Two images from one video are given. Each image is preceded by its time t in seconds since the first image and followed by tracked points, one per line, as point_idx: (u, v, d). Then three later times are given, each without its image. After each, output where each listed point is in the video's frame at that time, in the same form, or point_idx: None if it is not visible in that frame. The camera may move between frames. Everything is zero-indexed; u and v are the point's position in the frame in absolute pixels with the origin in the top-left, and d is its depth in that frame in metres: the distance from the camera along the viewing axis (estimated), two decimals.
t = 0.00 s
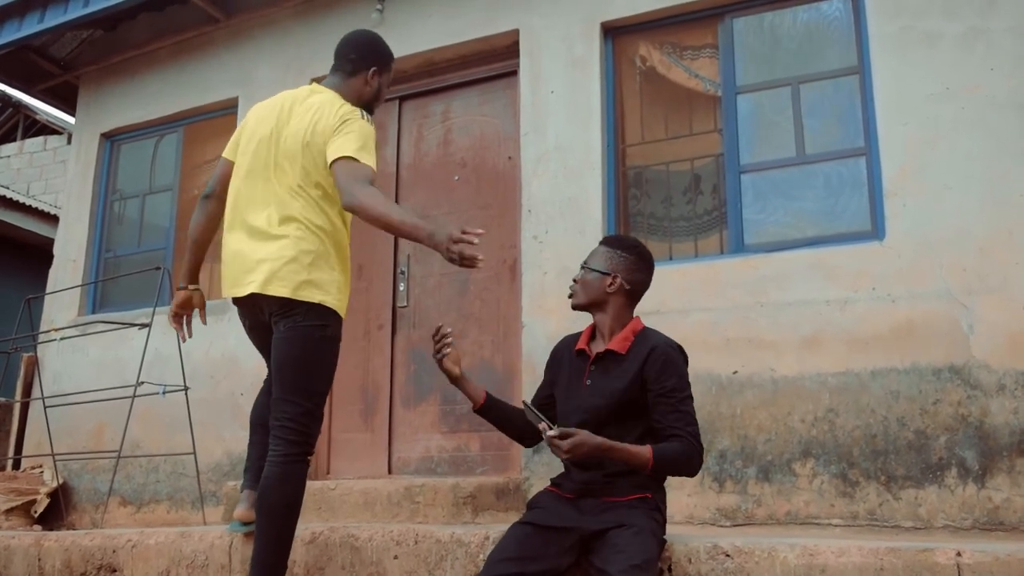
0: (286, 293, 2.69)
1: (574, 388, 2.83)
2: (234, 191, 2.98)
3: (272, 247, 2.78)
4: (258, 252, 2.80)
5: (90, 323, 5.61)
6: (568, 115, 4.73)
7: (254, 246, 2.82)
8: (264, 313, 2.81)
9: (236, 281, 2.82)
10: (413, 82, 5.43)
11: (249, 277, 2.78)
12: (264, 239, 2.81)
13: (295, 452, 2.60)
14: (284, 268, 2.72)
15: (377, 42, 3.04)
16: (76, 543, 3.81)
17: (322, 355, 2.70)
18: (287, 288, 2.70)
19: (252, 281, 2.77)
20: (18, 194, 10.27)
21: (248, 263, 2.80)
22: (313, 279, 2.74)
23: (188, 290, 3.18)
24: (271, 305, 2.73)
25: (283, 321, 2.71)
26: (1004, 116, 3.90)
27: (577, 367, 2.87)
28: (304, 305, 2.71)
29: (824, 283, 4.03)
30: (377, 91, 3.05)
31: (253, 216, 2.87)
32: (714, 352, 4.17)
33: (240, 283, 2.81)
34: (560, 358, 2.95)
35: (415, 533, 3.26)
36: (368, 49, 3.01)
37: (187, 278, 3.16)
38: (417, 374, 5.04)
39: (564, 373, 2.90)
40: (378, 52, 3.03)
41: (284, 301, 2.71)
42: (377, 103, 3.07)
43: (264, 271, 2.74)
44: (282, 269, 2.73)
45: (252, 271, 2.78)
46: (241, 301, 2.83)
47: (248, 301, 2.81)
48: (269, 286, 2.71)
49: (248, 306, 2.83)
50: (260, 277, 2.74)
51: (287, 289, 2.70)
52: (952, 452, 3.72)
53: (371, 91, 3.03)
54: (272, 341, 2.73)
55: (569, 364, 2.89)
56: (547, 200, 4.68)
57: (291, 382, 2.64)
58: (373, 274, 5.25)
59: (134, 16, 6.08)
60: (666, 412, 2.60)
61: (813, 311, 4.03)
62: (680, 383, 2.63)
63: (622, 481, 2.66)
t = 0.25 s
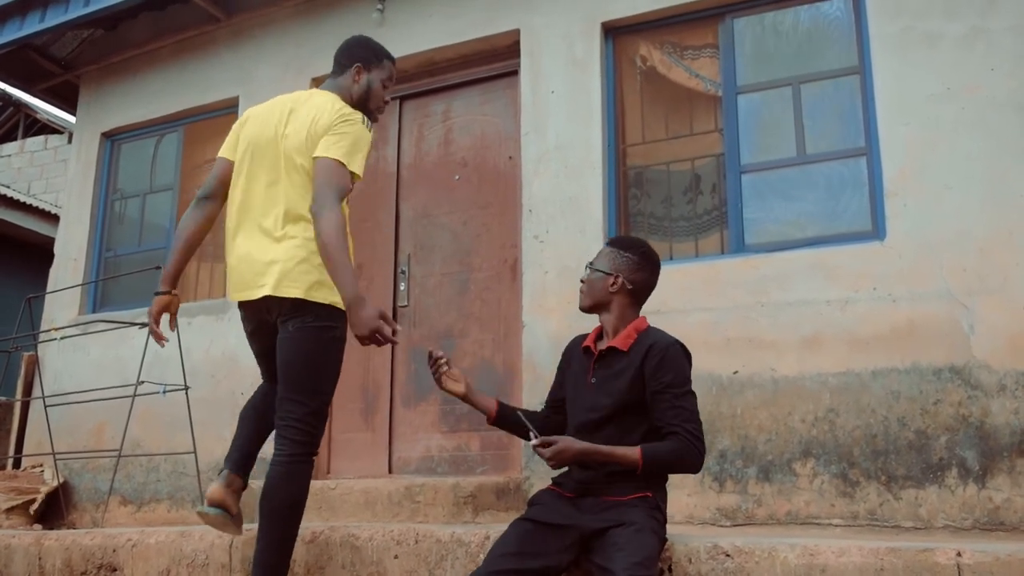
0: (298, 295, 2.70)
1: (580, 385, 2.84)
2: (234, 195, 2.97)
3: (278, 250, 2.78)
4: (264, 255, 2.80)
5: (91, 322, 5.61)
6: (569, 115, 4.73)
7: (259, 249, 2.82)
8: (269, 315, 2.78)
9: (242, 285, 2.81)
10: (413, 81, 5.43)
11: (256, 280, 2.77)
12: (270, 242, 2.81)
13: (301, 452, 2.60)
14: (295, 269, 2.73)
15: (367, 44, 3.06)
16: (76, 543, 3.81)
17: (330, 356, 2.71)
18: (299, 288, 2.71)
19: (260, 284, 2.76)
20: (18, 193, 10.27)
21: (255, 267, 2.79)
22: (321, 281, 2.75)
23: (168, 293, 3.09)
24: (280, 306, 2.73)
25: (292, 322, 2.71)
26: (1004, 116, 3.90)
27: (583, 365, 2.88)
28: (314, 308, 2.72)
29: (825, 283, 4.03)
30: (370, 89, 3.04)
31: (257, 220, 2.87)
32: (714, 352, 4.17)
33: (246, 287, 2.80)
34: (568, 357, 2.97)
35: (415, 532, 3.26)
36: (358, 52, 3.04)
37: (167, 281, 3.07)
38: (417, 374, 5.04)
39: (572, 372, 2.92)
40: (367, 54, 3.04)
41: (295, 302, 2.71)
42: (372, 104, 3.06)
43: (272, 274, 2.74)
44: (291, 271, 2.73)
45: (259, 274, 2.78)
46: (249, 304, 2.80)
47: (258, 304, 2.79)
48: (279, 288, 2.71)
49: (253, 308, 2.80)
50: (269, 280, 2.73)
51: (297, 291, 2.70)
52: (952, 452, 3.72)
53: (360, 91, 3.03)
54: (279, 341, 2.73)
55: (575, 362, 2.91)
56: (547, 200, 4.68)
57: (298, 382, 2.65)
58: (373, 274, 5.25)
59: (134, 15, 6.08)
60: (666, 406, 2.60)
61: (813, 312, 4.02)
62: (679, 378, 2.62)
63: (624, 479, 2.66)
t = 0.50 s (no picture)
0: (288, 293, 2.70)
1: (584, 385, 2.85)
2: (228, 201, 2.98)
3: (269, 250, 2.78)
4: (255, 255, 2.79)
5: (92, 322, 5.61)
6: (569, 115, 4.73)
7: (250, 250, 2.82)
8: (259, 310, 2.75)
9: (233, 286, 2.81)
10: (415, 81, 5.43)
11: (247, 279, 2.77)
12: (262, 243, 2.81)
13: (296, 452, 2.60)
14: (284, 269, 2.73)
15: (357, 40, 3.06)
16: (78, 542, 3.81)
17: (324, 355, 2.72)
18: (287, 288, 2.71)
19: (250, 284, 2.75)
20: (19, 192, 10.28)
21: (246, 267, 2.79)
22: (314, 280, 2.76)
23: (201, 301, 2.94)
24: (273, 303, 2.72)
25: (286, 321, 2.70)
26: (1006, 116, 3.90)
27: (587, 365, 2.89)
28: (306, 306, 2.72)
29: (827, 284, 4.03)
30: (358, 86, 3.04)
31: (249, 222, 2.87)
32: (715, 352, 4.17)
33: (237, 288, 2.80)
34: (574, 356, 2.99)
35: (416, 533, 3.27)
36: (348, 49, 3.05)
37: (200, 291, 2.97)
38: (418, 374, 5.04)
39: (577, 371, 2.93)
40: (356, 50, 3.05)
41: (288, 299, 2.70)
42: (361, 101, 3.06)
43: (262, 273, 2.74)
44: (282, 270, 2.73)
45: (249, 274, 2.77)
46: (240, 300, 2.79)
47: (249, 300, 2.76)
48: (271, 286, 2.70)
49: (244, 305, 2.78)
50: (260, 278, 2.73)
51: (288, 289, 2.70)
52: (954, 453, 3.72)
53: (348, 88, 3.03)
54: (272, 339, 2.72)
55: (581, 362, 2.92)
56: (548, 200, 4.68)
57: (293, 382, 2.66)
58: (374, 274, 5.25)
59: (136, 15, 6.09)
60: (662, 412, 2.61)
61: (815, 312, 4.02)
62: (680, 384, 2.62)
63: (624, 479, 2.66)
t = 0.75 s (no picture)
0: (287, 298, 2.69)
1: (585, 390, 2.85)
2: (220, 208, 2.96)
3: (264, 255, 2.76)
4: (250, 259, 2.77)
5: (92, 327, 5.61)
6: (569, 121, 4.73)
7: (244, 255, 2.79)
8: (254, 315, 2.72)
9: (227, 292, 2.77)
10: (414, 86, 5.44)
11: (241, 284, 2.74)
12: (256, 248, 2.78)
13: (293, 457, 2.61)
14: (282, 274, 2.72)
15: (341, 45, 3.06)
16: (77, 548, 3.81)
17: (320, 361, 2.73)
18: (286, 292, 2.69)
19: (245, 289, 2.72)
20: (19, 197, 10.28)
21: (240, 272, 2.76)
22: (311, 284, 2.75)
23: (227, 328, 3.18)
24: (272, 308, 2.70)
25: (284, 326, 2.70)
26: (1006, 121, 3.90)
27: (589, 370, 2.89)
28: (304, 311, 2.72)
29: (826, 288, 4.03)
30: (341, 91, 3.03)
31: (241, 228, 2.85)
32: (715, 356, 4.17)
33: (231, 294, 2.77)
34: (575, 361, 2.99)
35: (416, 538, 3.26)
36: (331, 54, 3.04)
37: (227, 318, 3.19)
38: (418, 378, 5.04)
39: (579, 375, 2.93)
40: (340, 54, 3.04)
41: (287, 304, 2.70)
42: (345, 106, 3.05)
43: (259, 278, 2.72)
44: (279, 275, 2.72)
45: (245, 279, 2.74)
46: (232, 304, 2.75)
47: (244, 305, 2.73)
48: (270, 291, 2.69)
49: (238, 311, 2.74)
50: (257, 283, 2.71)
51: (287, 294, 2.69)
52: (954, 458, 3.71)
53: (332, 94, 3.03)
54: (268, 344, 2.72)
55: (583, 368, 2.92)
56: (548, 205, 4.68)
57: (291, 387, 2.66)
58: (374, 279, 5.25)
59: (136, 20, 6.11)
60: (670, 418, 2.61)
61: (814, 317, 4.02)
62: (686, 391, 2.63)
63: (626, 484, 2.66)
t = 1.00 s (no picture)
0: (274, 296, 2.69)
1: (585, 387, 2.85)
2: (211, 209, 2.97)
3: (253, 255, 2.76)
4: (240, 259, 2.78)
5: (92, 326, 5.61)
6: (567, 119, 4.73)
7: (234, 255, 2.80)
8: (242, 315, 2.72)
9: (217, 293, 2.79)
10: (414, 85, 5.43)
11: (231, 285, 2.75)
12: (245, 248, 2.79)
13: (288, 455, 2.61)
14: (271, 273, 2.72)
15: (332, 45, 3.05)
16: (77, 546, 3.81)
17: (313, 358, 2.73)
18: (275, 291, 2.70)
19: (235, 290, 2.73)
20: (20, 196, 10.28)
21: (230, 272, 2.77)
22: (301, 283, 2.75)
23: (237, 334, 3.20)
24: (260, 306, 2.70)
25: (274, 324, 2.69)
26: (1006, 120, 3.90)
27: (589, 368, 2.88)
28: (293, 308, 2.71)
29: (826, 286, 4.03)
30: (329, 91, 3.02)
31: (232, 228, 2.85)
32: (715, 355, 4.17)
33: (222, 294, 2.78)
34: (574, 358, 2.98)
35: (416, 536, 3.26)
36: (321, 54, 3.04)
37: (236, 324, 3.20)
38: (418, 377, 5.04)
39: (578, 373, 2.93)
40: (330, 53, 3.04)
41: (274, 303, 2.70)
42: (334, 106, 3.05)
43: (247, 279, 2.72)
44: (268, 276, 2.72)
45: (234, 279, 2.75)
46: (223, 304, 2.75)
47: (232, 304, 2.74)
48: (258, 291, 2.69)
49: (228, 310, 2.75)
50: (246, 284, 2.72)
51: (275, 292, 2.69)
52: (954, 456, 3.71)
53: (320, 93, 3.02)
54: (261, 342, 2.71)
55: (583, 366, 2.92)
56: (548, 204, 4.68)
57: (284, 385, 2.66)
58: (374, 277, 5.25)
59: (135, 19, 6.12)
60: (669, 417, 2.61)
61: (814, 315, 4.02)
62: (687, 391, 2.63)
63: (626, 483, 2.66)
